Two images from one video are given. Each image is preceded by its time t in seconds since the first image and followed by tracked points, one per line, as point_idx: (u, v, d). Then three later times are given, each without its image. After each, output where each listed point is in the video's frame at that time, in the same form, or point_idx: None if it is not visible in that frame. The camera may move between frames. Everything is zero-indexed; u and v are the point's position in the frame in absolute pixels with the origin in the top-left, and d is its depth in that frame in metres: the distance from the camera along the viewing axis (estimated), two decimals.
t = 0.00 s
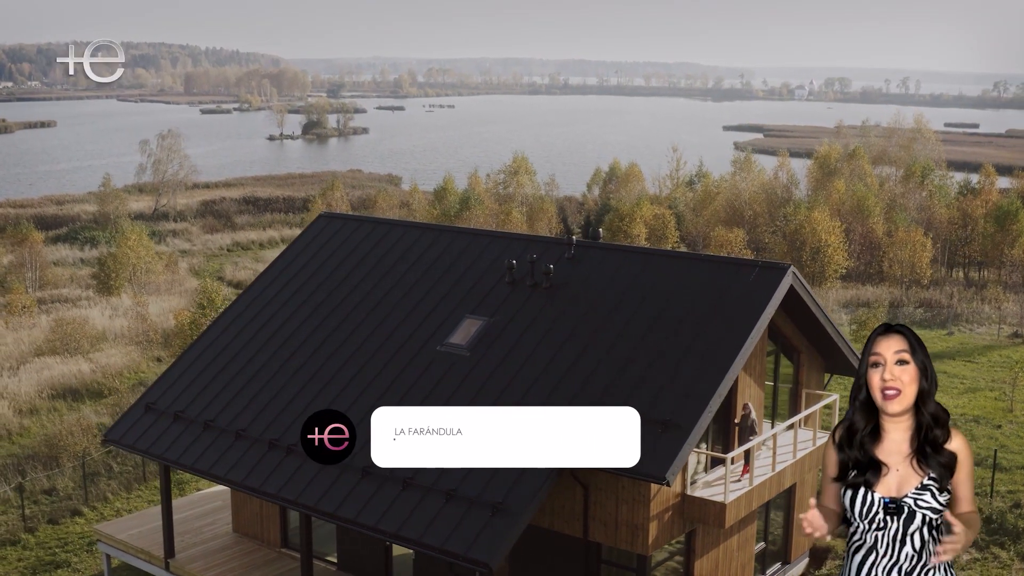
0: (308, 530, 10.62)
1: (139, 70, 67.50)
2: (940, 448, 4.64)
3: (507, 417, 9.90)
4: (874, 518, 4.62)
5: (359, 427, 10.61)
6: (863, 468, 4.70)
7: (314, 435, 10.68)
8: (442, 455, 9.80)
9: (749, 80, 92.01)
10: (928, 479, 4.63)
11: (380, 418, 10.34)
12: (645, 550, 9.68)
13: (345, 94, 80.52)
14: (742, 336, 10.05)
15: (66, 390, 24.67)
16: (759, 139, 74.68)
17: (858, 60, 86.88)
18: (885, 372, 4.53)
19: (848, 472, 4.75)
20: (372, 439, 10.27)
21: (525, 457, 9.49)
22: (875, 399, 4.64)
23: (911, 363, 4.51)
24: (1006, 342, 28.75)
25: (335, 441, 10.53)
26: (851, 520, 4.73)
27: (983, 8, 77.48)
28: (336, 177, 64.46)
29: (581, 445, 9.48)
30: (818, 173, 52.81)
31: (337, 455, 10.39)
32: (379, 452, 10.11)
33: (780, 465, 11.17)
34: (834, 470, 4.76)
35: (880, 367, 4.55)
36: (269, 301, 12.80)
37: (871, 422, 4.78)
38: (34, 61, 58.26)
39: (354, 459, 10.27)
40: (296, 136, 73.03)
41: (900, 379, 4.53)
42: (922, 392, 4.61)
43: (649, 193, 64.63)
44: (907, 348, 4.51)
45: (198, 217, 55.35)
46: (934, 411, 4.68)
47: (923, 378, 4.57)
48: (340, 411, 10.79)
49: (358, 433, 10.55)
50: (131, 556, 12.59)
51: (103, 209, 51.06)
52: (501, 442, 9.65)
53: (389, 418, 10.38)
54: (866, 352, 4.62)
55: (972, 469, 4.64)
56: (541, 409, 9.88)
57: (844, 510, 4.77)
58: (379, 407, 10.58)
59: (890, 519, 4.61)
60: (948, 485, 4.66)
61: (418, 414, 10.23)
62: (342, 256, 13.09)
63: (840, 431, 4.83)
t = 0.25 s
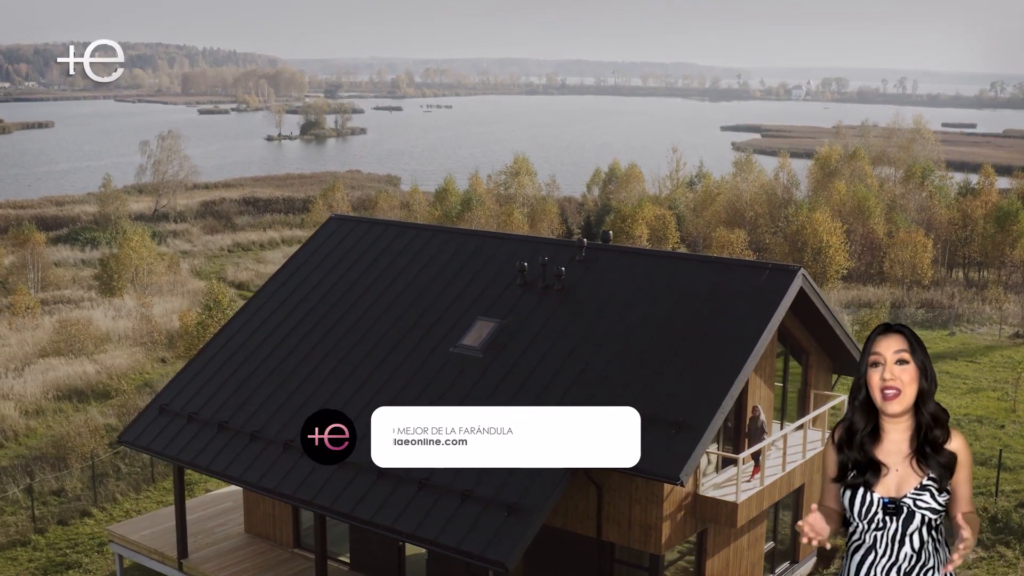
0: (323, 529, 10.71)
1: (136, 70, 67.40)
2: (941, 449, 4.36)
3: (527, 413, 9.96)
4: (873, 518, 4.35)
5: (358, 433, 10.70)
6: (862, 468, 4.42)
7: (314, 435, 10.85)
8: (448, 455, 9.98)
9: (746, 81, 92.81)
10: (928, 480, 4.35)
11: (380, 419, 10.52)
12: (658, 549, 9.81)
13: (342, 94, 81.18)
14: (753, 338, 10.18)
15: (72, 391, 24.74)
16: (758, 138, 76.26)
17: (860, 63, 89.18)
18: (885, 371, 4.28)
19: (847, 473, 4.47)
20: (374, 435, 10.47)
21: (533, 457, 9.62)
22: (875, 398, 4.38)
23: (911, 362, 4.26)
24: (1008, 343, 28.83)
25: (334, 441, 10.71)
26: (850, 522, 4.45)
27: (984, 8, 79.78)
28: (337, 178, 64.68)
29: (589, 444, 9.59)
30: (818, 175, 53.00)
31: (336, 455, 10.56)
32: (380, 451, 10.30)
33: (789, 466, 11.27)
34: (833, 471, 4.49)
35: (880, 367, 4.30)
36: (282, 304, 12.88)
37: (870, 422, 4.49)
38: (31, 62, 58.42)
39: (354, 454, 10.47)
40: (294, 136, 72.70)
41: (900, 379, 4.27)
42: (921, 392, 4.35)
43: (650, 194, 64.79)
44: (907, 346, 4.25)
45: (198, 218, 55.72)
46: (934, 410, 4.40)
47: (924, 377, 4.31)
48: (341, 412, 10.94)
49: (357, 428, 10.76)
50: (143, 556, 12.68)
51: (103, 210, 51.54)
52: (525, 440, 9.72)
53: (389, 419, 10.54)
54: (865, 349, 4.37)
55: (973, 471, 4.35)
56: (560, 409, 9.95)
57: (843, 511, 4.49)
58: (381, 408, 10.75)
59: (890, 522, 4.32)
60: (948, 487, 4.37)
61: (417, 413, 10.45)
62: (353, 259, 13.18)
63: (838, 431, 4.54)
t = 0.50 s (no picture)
0: (335, 529, 10.82)
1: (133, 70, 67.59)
2: (940, 448, 4.37)
3: (543, 412, 10.08)
4: (873, 517, 4.37)
5: (358, 428, 10.92)
6: (860, 467, 4.42)
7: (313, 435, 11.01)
8: (458, 458, 10.10)
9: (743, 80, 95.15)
10: (927, 478, 4.36)
11: (378, 418, 10.70)
12: (669, 549, 9.90)
13: (341, 95, 80.23)
14: (762, 341, 10.32)
15: (76, 392, 24.75)
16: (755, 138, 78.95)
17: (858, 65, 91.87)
18: (884, 371, 4.30)
19: (846, 472, 4.47)
20: (372, 437, 10.64)
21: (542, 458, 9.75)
22: (875, 398, 4.39)
23: (911, 361, 4.28)
24: (1008, 343, 28.97)
25: (334, 441, 10.89)
26: (849, 521, 4.47)
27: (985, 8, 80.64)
28: (337, 179, 64.82)
29: (600, 445, 9.72)
30: (819, 176, 53.23)
31: (336, 455, 10.74)
32: (379, 452, 10.49)
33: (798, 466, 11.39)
34: (832, 470, 4.49)
35: (880, 366, 4.32)
36: (292, 305, 12.99)
37: (870, 421, 4.49)
38: (28, 62, 57.47)
39: (355, 450, 10.71)
40: (293, 137, 72.73)
41: (899, 377, 4.29)
42: (922, 391, 4.35)
43: (650, 194, 64.63)
44: (907, 346, 4.28)
45: (198, 219, 55.97)
46: (935, 409, 4.41)
47: (923, 376, 4.32)
48: (338, 412, 11.11)
49: (356, 427, 10.95)
50: (153, 556, 12.74)
51: (104, 211, 51.48)
52: (540, 440, 9.86)
53: (393, 418, 10.67)
54: (867, 349, 4.37)
55: (973, 470, 4.36)
56: (574, 409, 10.06)
57: (842, 511, 4.50)
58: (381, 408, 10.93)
59: (889, 520, 4.35)
60: (949, 486, 4.37)
61: (419, 414, 10.56)
62: (363, 260, 13.31)
63: (839, 430, 4.55)
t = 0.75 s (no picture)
0: (349, 530, 10.91)
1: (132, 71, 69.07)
2: (939, 447, 4.52)
3: (549, 413, 10.25)
4: (873, 519, 4.52)
5: (359, 429, 11.07)
6: (862, 468, 4.57)
7: (315, 436, 11.18)
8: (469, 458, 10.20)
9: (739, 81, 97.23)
10: (927, 479, 4.51)
11: (377, 419, 10.87)
12: (682, 548, 10.01)
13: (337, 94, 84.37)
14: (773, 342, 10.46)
15: (81, 393, 24.78)
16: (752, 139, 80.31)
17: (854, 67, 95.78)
18: (887, 369, 4.40)
19: (847, 474, 4.62)
20: (372, 438, 10.79)
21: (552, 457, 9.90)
22: (876, 398, 4.52)
23: (914, 361, 4.39)
24: (1009, 343, 29.08)
25: (335, 441, 11.05)
26: (850, 523, 4.60)
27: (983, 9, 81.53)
28: (337, 179, 65.17)
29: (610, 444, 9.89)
30: (819, 176, 53.51)
31: (337, 455, 10.90)
32: (380, 452, 10.62)
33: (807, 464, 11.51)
34: (833, 472, 4.63)
35: (882, 365, 4.42)
36: (304, 307, 13.14)
37: (871, 421, 4.62)
38: (25, 62, 58.42)
39: (355, 450, 10.86)
40: (291, 137, 73.81)
41: (902, 376, 4.40)
42: (923, 391, 4.48)
43: (650, 195, 64.48)
44: (911, 347, 4.37)
45: (198, 219, 56.16)
46: (935, 411, 4.56)
47: (924, 377, 4.44)
48: (339, 412, 11.29)
49: (355, 429, 11.09)
50: (165, 557, 12.84)
51: (103, 212, 50.63)
52: (547, 439, 10.03)
53: (399, 418, 10.80)
54: (869, 348, 4.47)
55: (973, 472, 4.49)
56: (583, 409, 10.22)
57: (843, 511, 4.64)
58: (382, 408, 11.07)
59: (890, 522, 4.49)
60: (948, 487, 4.51)
61: (424, 413, 10.75)
62: (373, 263, 13.48)
63: (839, 430, 4.68)
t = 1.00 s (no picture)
0: (361, 531, 11.01)
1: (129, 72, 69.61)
2: (939, 447, 4.65)
3: (546, 413, 10.28)
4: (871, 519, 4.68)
5: (358, 431, 11.26)
6: (861, 469, 4.74)
7: (314, 436, 11.36)
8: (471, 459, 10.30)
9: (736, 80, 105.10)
10: (926, 479, 4.65)
11: (379, 418, 10.97)
12: (692, 547, 10.12)
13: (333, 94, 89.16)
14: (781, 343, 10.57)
15: (85, 394, 24.80)
16: (749, 142, 83.13)
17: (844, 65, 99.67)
18: (889, 369, 4.59)
19: (847, 473, 4.79)
20: (372, 436, 10.94)
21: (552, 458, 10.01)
22: (877, 397, 4.70)
23: (914, 362, 4.58)
24: (1009, 343, 29.18)
25: (335, 441, 11.23)
26: (849, 521, 4.76)
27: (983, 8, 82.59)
28: (335, 180, 65.93)
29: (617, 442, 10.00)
30: (819, 177, 53.56)
31: (336, 455, 11.09)
32: (380, 453, 10.78)
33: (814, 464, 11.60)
34: (834, 472, 4.81)
35: (885, 365, 4.60)
36: (314, 308, 13.26)
37: (872, 421, 4.79)
38: (22, 63, 57.70)
39: (356, 449, 11.06)
40: (289, 136, 78.64)
41: (903, 377, 4.59)
42: (923, 391, 4.66)
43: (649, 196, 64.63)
44: (912, 347, 4.56)
45: (197, 220, 56.31)
46: (934, 411, 4.73)
47: (926, 378, 4.62)
48: (337, 412, 11.50)
49: (356, 428, 11.31)
50: (176, 557, 12.95)
51: (103, 213, 50.76)
52: (546, 439, 10.10)
53: (398, 418, 10.92)
54: (871, 348, 4.66)
55: (972, 473, 4.61)
56: (587, 408, 10.32)
57: (843, 512, 4.81)
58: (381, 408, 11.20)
59: (889, 519, 4.64)
60: (945, 487, 4.65)
61: (423, 413, 10.80)
62: (383, 264, 13.62)
63: (842, 430, 4.86)
